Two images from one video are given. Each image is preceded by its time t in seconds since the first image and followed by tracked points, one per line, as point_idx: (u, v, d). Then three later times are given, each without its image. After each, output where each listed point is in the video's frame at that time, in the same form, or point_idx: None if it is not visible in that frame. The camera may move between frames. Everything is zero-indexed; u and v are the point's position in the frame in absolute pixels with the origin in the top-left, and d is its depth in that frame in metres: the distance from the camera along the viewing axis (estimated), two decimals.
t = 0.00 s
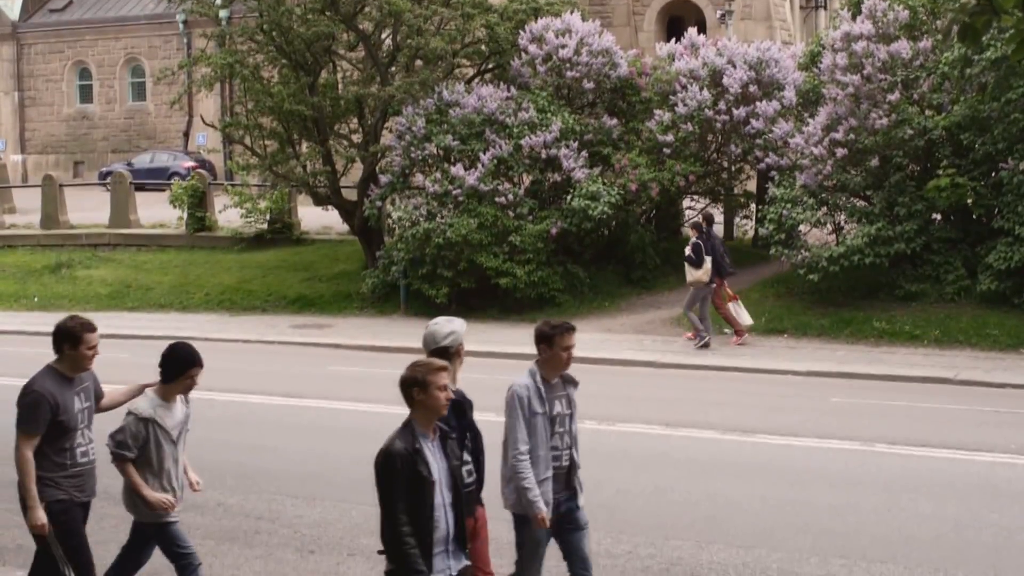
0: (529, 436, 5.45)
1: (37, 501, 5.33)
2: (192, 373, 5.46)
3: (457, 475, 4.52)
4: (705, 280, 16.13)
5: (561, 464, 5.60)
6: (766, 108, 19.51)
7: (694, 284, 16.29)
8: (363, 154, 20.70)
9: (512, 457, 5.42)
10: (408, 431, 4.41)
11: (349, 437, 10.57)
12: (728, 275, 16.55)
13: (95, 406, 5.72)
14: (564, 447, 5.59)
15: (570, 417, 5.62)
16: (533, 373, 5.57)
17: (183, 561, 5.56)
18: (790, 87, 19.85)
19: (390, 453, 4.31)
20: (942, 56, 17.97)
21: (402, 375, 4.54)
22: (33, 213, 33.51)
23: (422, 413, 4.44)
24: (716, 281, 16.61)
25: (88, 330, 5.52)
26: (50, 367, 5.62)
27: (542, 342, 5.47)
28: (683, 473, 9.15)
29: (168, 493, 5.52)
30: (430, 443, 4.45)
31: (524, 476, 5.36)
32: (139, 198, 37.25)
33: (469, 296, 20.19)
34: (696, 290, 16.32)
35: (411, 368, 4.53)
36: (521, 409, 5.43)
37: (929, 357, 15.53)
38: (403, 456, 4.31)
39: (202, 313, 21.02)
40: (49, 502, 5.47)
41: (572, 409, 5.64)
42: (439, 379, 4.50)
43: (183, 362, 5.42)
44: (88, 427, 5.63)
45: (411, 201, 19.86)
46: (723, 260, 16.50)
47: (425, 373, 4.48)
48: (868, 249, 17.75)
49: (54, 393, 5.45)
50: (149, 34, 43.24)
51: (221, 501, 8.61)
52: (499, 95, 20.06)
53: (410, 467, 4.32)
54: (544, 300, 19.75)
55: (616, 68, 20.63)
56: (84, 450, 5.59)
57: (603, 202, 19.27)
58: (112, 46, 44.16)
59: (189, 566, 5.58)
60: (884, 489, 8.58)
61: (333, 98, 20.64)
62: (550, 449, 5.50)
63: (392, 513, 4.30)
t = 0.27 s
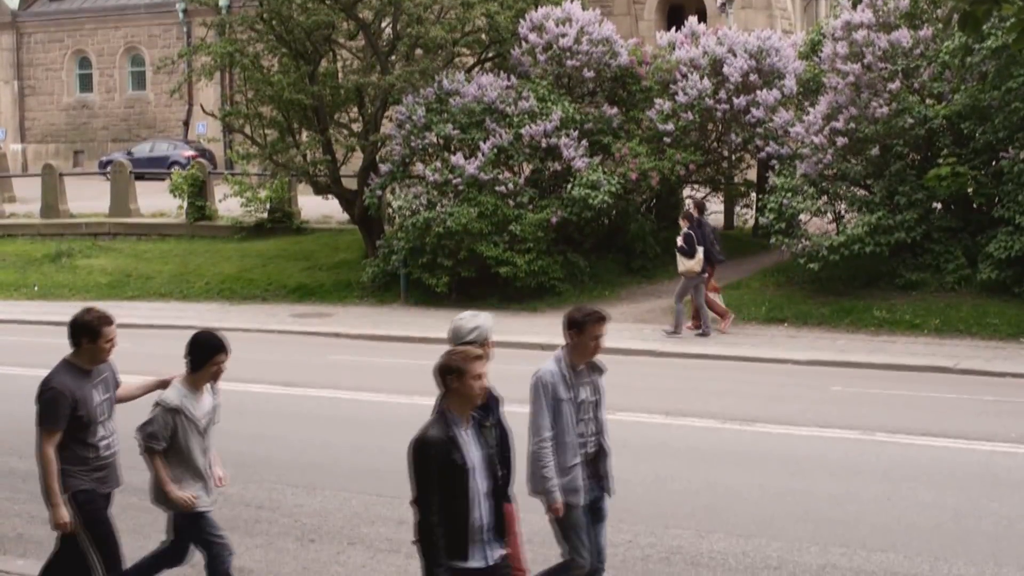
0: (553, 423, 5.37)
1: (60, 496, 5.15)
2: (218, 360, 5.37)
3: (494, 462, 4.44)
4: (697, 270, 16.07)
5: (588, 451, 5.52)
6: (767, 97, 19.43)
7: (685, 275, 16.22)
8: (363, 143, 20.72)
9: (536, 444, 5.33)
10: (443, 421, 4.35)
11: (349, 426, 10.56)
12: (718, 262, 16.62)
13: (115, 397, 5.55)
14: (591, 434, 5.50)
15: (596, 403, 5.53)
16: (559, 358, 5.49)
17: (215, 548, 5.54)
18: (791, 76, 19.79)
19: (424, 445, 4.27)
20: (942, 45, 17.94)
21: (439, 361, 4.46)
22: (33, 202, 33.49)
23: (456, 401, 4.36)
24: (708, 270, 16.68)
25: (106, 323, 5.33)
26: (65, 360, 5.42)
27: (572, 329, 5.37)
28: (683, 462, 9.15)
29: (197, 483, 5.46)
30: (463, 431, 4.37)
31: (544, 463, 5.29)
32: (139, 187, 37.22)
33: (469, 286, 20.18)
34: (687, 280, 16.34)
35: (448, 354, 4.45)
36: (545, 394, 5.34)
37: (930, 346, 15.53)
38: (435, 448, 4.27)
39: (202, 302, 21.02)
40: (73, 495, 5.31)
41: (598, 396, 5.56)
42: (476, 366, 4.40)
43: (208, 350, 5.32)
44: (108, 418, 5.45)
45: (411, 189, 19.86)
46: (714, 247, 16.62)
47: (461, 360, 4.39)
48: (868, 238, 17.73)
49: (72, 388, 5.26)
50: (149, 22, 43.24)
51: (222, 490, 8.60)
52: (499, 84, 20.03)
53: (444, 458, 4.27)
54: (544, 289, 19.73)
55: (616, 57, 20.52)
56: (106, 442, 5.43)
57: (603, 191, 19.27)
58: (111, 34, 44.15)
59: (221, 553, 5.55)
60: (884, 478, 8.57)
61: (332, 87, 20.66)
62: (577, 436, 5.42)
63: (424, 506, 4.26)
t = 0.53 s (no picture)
0: (578, 410, 5.29)
1: (84, 485, 5.08)
2: (239, 338, 5.33)
3: (523, 452, 4.40)
4: (688, 261, 16.17)
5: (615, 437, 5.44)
6: (766, 86, 19.48)
7: (676, 266, 16.29)
8: (362, 132, 20.74)
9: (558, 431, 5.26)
10: (474, 404, 4.31)
11: (349, 415, 10.55)
12: (707, 248, 16.85)
13: (134, 379, 5.44)
14: (617, 419, 5.43)
15: (622, 389, 5.45)
16: (585, 345, 5.40)
17: (225, 540, 5.46)
18: (792, 65, 19.74)
19: (454, 426, 4.23)
20: (943, 33, 17.91)
21: (469, 349, 4.44)
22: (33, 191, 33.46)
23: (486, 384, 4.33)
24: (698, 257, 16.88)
25: (125, 309, 5.21)
26: (83, 345, 5.31)
27: (600, 316, 5.28)
28: (684, 450, 9.15)
29: (221, 463, 5.38)
30: (495, 416, 4.35)
31: (566, 449, 5.21)
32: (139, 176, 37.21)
33: (469, 275, 20.16)
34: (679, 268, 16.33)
35: (479, 342, 4.43)
36: (570, 381, 5.26)
37: (931, 335, 15.52)
38: (467, 427, 4.23)
39: (202, 291, 21.02)
40: (91, 481, 5.22)
41: (623, 382, 5.47)
42: (506, 352, 4.39)
43: (229, 325, 5.30)
44: (130, 403, 5.36)
45: (411, 178, 19.86)
46: (704, 233, 16.83)
47: (493, 345, 4.39)
48: (868, 227, 17.72)
49: (92, 373, 5.16)
50: (149, 11, 43.25)
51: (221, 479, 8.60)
52: (499, 73, 20.01)
53: (474, 439, 4.22)
54: (544, 278, 19.72)
55: (616, 46, 20.53)
56: (126, 426, 5.33)
57: (603, 179, 19.28)
58: (111, 23, 44.15)
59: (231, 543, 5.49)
60: (885, 467, 8.57)
61: (333, 76, 20.73)
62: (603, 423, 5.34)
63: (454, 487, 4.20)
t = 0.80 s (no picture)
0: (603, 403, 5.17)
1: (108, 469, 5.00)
2: (256, 317, 5.33)
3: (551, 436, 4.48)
4: (676, 249, 16.28)
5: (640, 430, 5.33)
6: (767, 74, 19.37)
7: (665, 252, 16.39)
8: (362, 120, 20.72)
9: (583, 424, 5.15)
10: (502, 389, 4.39)
11: (350, 403, 10.56)
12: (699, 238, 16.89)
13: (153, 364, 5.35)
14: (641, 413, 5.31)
15: (646, 382, 5.33)
16: (610, 338, 5.28)
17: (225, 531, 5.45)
18: (793, 53, 19.65)
19: (482, 412, 4.32)
20: (943, 21, 17.83)
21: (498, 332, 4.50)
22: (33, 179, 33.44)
23: (514, 368, 4.40)
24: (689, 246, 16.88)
25: (147, 292, 5.14)
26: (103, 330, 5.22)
27: (627, 309, 5.16)
28: (683, 439, 9.15)
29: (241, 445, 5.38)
30: (523, 401, 4.43)
31: (589, 443, 5.12)
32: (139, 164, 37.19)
33: (470, 263, 20.14)
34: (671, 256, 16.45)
35: (509, 324, 4.50)
36: (596, 375, 5.14)
37: (931, 323, 15.53)
38: (494, 414, 4.31)
39: (201, 279, 21.00)
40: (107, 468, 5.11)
41: (648, 374, 5.35)
42: (537, 337, 4.45)
43: (246, 305, 5.30)
44: (148, 388, 5.26)
45: (411, 166, 19.84)
46: (695, 223, 16.82)
47: (524, 329, 4.44)
48: (869, 215, 17.74)
49: (112, 357, 5.07)
50: None
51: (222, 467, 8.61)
52: (500, 60, 19.97)
53: (501, 426, 4.31)
54: (544, 266, 19.73)
55: (616, 33, 20.53)
56: (146, 413, 5.23)
57: (603, 168, 19.27)
58: (110, 11, 44.12)
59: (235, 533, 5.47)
60: (883, 454, 8.58)
61: (333, 64, 20.69)
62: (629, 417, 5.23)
63: (480, 473, 4.31)
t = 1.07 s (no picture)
0: (631, 402, 4.96)
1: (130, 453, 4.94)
2: (276, 305, 5.31)
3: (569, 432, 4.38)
4: (665, 236, 16.25)
5: (667, 426, 5.13)
6: (767, 61, 19.35)
7: (655, 240, 16.40)
8: (362, 108, 20.69)
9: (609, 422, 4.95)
10: (534, 382, 4.25)
11: (351, 391, 10.55)
12: (689, 228, 16.80)
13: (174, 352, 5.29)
14: (668, 409, 5.12)
15: (673, 377, 5.13)
16: (637, 333, 5.05)
17: (237, 524, 5.40)
18: (793, 41, 19.55)
19: (518, 404, 4.16)
20: (943, 10, 17.83)
21: (529, 322, 4.37)
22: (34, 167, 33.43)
23: (547, 361, 4.28)
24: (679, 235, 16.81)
25: (170, 280, 5.10)
26: (124, 317, 5.16)
27: (653, 306, 4.94)
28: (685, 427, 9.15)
29: (260, 435, 5.33)
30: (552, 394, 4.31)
31: (616, 443, 4.93)
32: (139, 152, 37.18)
33: (470, 251, 20.13)
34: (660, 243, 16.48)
35: (540, 317, 4.37)
36: (625, 373, 4.91)
37: (932, 311, 15.52)
38: (530, 407, 4.16)
39: (202, 267, 21.01)
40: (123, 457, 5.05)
41: (675, 367, 5.14)
42: (570, 329, 4.33)
43: (264, 292, 5.29)
44: (168, 376, 5.19)
45: (411, 154, 19.81)
46: (685, 213, 16.73)
47: (558, 322, 4.32)
48: (869, 203, 17.75)
49: (135, 343, 5.01)
50: None
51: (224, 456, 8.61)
52: (500, 48, 20.00)
53: (538, 418, 4.14)
54: (544, 254, 19.73)
55: (617, 21, 20.53)
56: (165, 402, 5.15)
57: (604, 155, 19.26)
58: None
59: (243, 525, 5.42)
60: (883, 442, 8.59)
61: (333, 51, 20.68)
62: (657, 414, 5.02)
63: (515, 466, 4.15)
